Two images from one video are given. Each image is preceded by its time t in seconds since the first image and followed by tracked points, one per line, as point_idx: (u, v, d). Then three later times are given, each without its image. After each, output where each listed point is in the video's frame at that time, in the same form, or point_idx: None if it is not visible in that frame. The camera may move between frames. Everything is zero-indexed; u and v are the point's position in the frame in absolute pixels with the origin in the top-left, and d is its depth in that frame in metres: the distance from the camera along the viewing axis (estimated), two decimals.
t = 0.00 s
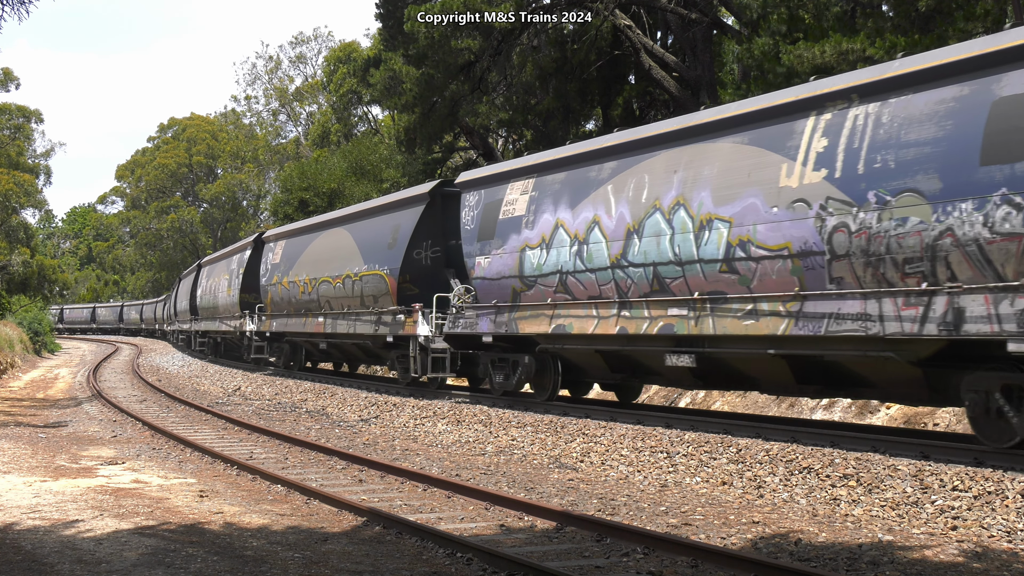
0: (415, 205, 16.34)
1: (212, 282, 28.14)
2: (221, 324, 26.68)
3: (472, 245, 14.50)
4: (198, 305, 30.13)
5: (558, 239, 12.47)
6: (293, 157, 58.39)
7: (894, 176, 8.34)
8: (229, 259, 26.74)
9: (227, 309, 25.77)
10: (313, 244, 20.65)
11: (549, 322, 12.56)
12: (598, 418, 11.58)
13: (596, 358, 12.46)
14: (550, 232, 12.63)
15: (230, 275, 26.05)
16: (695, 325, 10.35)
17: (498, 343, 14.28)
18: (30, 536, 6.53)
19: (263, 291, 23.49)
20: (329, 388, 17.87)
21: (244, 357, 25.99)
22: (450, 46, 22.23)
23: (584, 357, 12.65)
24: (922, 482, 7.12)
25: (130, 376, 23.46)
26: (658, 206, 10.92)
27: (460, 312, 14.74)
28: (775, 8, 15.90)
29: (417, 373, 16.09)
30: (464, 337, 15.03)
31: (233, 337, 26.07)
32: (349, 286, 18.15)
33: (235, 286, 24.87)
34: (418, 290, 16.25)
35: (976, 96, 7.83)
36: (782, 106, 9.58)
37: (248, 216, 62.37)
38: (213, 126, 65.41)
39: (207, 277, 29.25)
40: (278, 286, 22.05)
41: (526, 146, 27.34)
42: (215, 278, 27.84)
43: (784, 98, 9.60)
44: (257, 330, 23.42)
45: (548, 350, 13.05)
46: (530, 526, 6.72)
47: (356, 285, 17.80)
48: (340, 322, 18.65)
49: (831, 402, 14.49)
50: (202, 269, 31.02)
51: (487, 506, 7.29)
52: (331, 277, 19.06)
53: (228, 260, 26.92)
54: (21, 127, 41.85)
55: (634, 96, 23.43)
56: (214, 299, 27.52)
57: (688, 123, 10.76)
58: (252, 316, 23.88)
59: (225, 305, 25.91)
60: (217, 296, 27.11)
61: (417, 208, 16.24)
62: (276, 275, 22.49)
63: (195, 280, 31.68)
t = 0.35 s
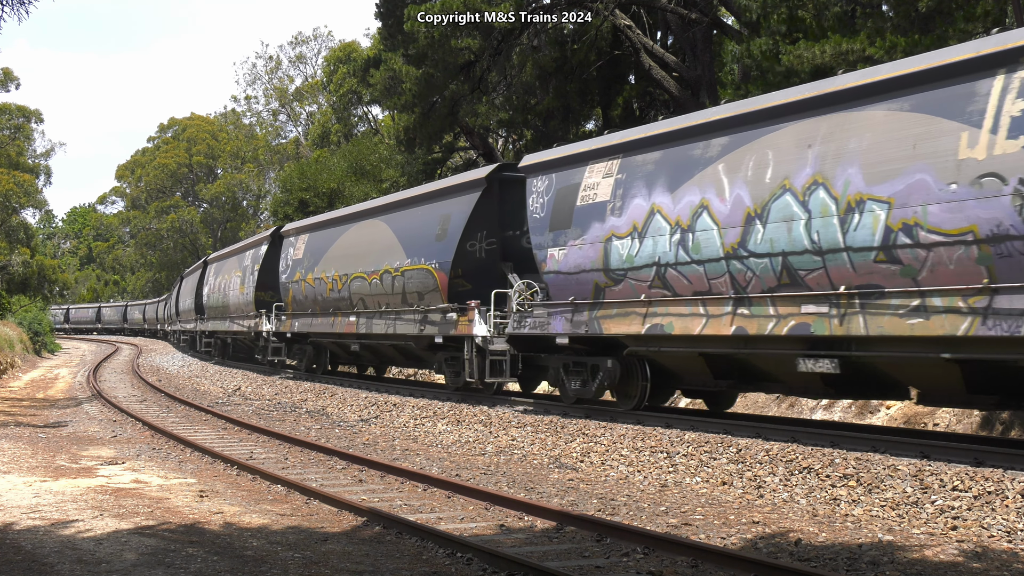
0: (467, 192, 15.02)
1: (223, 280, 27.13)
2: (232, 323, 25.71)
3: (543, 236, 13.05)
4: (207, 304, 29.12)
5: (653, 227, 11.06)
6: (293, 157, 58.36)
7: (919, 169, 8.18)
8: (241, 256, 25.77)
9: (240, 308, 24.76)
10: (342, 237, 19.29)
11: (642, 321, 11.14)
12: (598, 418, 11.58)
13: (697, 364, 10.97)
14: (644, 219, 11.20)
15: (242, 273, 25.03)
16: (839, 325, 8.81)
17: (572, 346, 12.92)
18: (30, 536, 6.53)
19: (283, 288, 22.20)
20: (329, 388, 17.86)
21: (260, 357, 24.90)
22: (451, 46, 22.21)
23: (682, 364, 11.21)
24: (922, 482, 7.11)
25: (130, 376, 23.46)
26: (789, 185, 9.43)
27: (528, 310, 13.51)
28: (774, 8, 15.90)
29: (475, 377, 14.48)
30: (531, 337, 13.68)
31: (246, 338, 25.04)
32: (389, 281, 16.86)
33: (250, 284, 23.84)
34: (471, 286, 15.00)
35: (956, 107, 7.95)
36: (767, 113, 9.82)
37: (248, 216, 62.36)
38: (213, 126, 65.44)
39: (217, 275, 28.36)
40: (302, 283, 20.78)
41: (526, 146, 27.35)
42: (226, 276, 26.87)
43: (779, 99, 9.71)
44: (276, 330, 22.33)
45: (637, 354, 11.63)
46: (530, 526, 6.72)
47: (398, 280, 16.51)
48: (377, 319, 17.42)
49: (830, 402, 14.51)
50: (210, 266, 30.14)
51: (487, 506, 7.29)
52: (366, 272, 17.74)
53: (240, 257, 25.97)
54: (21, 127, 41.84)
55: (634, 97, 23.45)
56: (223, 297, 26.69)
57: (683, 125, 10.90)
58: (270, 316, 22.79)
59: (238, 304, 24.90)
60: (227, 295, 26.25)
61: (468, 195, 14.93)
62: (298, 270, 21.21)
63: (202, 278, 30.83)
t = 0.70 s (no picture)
0: (533, 175, 13.43)
1: (235, 278, 25.95)
2: (246, 323, 24.53)
3: (636, 223, 11.41)
4: (217, 303, 27.96)
5: (782, 210, 9.39)
6: (293, 157, 58.37)
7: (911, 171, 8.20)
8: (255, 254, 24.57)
9: (254, 307, 23.58)
10: (377, 230, 17.70)
11: (767, 320, 9.40)
12: (598, 418, 11.59)
13: (835, 370, 9.36)
14: (769, 203, 9.53)
15: (256, 270, 23.83)
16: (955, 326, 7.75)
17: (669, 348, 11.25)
18: (31, 535, 6.53)
19: (307, 285, 20.68)
20: (329, 388, 17.86)
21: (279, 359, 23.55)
22: (451, 46, 22.27)
23: (817, 369, 9.56)
24: (922, 482, 7.11)
25: (129, 376, 23.45)
26: (973, 157, 7.71)
27: (614, 308, 11.78)
28: (773, 8, 15.92)
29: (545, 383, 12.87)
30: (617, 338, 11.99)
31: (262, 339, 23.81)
32: (435, 276, 15.24)
33: (266, 282, 22.59)
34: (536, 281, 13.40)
35: (1012, 88, 7.50)
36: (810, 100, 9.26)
37: (248, 216, 62.40)
38: (213, 126, 65.42)
39: (228, 272, 27.26)
40: (331, 279, 19.20)
41: (526, 146, 27.38)
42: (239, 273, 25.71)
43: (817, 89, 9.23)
44: (297, 331, 20.96)
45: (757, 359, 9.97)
46: (530, 526, 6.72)
47: (448, 275, 14.91)
48: (421, 318, 15.84)
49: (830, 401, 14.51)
50: (219, 263, 29.11)
51: (487, 506, 7.28)
52: (407, 267, 16.11)
53: (253, 254, 24.81)
54: (21, 127, 41.86)
55: (634, 96, 23.69)
56: (235, 296, 25.70)
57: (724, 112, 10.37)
58: (290, 315, 21.45)
59: (252, 303, 23.66)
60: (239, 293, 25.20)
61: (534, 179, 13.36)
62: (326, 266, 19.65)
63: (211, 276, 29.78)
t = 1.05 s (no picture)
0: (616, 156, 11.89)
1: (252, 276, 24.60)
2: (265, 323, 23.17)
3: (760, 205, 9.85)
4: (230, 301, 26.63)
5: (962, 188, 7.83)
6: (293, 157, 58.34)
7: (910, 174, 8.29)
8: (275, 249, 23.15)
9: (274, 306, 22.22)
10: (420, 221, 16.14)
11: (941, 317, 7.88)
12: (598, 418, 11.61)
13: None
14: (945, 179, 7.97)
15: (276, 267, 22.38)
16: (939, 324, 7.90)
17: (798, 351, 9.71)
18: (31, 535, 6.53)
19: (337, 282, 19.09)
20: (329, 388, 17.86)
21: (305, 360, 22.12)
22: (451, 47, 22.32)
23: (994, 375, 8.02)
24: (922, 482, 7.12)
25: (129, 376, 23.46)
26: None
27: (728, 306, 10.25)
28: (773, 8, 15.94)
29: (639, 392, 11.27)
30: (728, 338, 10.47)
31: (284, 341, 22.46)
32: (497, 270, 13.67)
33: (289, 280, 21.14)
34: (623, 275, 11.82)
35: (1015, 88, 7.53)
36: (833, 93, 9.16)
37: (248, 216, 62.41)
38: (213, 126, 65.40)
39: (242, 269, 25.94)
40: (367, 275, 17.62)
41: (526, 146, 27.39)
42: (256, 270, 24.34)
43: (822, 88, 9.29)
44: (326, 331, 19.55)
45: (918, 362, 8.46)
46: (530, 526, 6.73)
47: (513, 269, 13.34)
48: (477, 316, 14.27)
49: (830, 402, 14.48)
50: (230, 261, 27.89)
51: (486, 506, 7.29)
52: (461, 260, 14.55)
53: (272, 249, 23.45)
54: (21, 127, 41.89)
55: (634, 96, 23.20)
56: (250, 294, 24.49)
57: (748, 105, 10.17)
58: (316, 314, 20.03)
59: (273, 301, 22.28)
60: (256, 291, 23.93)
61: (617, 160, 11.84)
62: (360, 260, 18.06)
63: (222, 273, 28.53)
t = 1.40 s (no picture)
0: (722, 131, 10.14)
1: (269, 272, 22.84)
2: (285, 323, 21.43)
3: (934, 182, 8.15)
4: (242, 299, 24.89)
5: None
6: (293, 157, 58.35)
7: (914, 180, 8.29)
8: (296, 243, 21.36)
9: (297, 305, 20.46)
10: (473, 210, 14.39)
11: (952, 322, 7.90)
12: (598, 417, 11.60)
13: None
14: None
15: (299, 263, 20.61)
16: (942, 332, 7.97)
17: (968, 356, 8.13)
18: (31, 535, 6.53)
19: (373, 279, 17.26)
20: (329, 388, 17.86)
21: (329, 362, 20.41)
22: (450, 47, 22.21)
23: None
24: (922, 482, 7.12)
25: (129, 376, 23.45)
26: None
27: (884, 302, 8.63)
28: (773, 9, 15.95)
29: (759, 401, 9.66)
30: (890, 342, 8.66)
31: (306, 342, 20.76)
32: (575, 263, 11.93)
33: (315, 276, 19.30)
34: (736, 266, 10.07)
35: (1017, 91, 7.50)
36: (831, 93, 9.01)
37: (248, 216, 62.44)
38: (213, 126, 65.45)
39: (257, 265, 24.19)
40: (411, 271, 15.82)
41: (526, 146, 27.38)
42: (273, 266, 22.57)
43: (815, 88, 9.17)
44: (359, 331, 17.83)
45: None
46: (530, 526, 6.74)
47: (594, 262, 11.59)
48: (549, 314, 12.52)
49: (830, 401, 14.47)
50: (241, 256, 26.21)
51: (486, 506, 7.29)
52: (528, 253, 12.81)
53: (293, 244, 21.68)
54: (21, 128, 41.91)
55: (634, 96, 23.42)
56: (265, 293, 22.81)
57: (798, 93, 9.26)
58: (347, 314, 18.22)
59: (295, 299, 20.55)
60: (273, 288, 22.24)
61: (725, 135, 10.07)
62: (401, 254, 16.27)
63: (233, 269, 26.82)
